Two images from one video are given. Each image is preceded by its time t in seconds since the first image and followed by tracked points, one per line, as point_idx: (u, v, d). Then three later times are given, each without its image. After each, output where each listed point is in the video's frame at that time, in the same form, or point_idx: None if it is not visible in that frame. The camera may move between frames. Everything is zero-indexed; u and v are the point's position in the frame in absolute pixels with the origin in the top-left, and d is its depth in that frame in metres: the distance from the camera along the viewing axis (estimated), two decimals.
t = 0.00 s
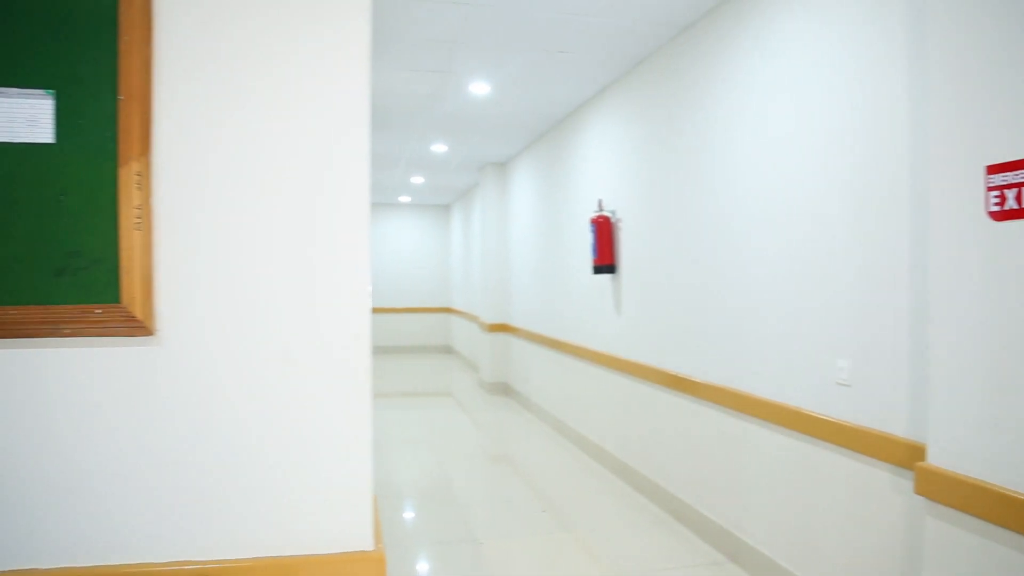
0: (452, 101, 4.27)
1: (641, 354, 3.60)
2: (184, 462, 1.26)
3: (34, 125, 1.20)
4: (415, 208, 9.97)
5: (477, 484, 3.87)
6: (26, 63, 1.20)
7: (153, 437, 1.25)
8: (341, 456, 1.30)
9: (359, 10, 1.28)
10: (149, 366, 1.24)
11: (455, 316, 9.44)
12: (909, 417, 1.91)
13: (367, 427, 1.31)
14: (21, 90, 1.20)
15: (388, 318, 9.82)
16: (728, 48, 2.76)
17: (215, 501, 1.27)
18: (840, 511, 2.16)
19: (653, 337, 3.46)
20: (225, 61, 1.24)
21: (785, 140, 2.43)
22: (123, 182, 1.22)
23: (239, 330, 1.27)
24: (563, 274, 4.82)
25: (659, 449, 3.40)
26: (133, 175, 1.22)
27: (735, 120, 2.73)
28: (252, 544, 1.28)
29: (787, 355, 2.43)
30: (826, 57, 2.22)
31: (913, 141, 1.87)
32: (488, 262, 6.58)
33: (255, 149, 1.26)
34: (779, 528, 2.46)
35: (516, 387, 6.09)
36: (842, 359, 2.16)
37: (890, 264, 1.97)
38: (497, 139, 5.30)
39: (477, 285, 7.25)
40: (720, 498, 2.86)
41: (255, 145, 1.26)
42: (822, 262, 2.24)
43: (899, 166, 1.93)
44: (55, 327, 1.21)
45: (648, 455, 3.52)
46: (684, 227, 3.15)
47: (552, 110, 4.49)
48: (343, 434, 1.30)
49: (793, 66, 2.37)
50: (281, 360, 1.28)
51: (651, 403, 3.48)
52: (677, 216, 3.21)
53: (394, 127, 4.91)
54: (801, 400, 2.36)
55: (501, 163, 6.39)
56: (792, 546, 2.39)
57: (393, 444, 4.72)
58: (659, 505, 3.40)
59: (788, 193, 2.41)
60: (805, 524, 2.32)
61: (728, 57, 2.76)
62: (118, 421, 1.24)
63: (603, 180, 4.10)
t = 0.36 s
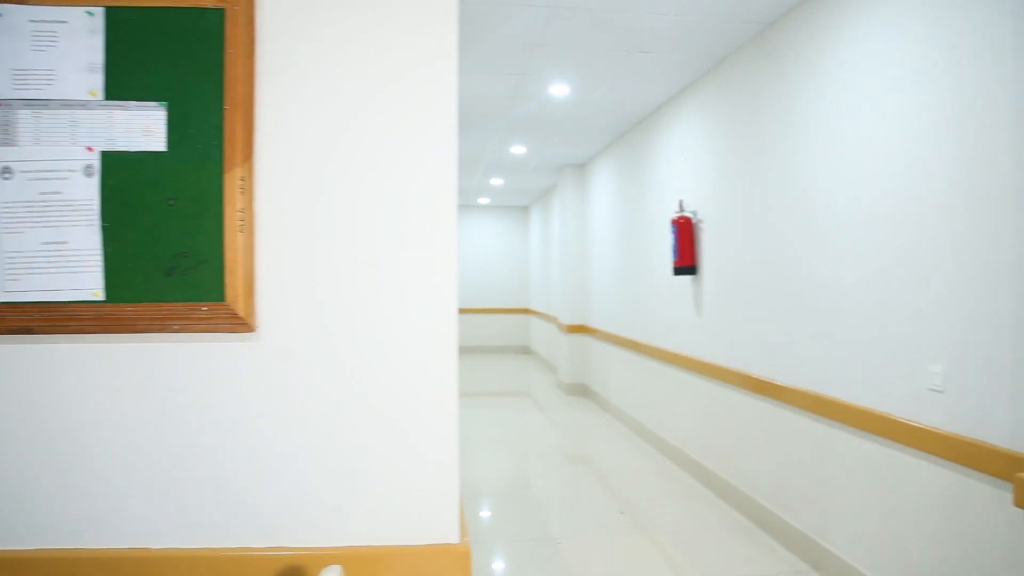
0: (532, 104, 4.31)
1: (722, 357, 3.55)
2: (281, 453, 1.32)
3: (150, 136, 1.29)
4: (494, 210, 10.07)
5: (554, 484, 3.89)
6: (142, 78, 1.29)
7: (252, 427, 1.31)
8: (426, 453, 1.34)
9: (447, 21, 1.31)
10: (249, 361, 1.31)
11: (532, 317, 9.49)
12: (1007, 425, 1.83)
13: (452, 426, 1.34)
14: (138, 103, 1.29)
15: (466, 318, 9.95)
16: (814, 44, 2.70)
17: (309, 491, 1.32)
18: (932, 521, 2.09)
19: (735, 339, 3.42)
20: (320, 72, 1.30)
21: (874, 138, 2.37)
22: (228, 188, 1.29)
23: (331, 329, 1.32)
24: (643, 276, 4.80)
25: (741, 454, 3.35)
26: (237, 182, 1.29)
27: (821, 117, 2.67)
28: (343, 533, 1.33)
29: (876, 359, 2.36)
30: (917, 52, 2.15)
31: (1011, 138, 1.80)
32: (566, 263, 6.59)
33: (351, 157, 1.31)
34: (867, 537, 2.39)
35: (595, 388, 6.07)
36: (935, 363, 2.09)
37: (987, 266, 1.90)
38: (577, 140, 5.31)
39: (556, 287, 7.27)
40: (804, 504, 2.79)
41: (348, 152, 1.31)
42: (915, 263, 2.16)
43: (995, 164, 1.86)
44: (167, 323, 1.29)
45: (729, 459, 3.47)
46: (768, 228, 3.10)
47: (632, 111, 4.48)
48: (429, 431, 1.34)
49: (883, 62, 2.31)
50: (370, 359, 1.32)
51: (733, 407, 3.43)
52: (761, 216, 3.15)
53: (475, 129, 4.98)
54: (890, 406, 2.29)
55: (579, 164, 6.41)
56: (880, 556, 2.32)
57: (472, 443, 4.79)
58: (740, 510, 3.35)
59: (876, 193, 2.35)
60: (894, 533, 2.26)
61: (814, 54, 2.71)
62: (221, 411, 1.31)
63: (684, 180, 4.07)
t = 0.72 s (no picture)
0: (607, 105, 4.31)
1: (802, 360, 3.47)
2: (367, 446, 1.37)
3: (246, 142, 1.36)
4: (569, 210, 10.07)
5: (627, 486, 3.88)
6: (239, 88, 1.36)
7: (340, 421, 1.37)
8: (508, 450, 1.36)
9: (528, 26, 1.33)
10: (337, 357, 1.37)
11: (608, 318, 9.45)
12: None
13: (533, 425, 1.36)
14: (235, 111, 1.36)
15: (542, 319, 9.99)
16: (897, 39, 2.62)
17: (391, 484, 1.37)
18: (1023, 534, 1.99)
19: (815, 342, 3.33)
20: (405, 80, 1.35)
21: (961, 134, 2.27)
22: (319, 191, 1.35)
23: (416, 327, 1.36)
24: (720, 277, 4.73)
25: (820, 460, 3.26)
26: (327, 185, 1.35)
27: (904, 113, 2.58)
28: (426, 526, 1.37)
29: (963, 364, 2.27)
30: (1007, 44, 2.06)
31: None
32: (642, 264, 6.55)
33: (436, 161, 1.35)
34: (953, 549, 2.30)
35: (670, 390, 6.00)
36: None
37: None
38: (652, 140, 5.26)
39: (631, 287, 7.22)
40: (886, 513, 2.71)
41: (433, 155, 1.35)
42: (1006, 265, 2.07)
43: None
44: (261, 320, 1.36)
45: (808, 465, 3.39)
46: (849, 228, 3.01)
47: (709, 110, 4.42)
48: (510, 429, 1.36)
49: (970, 55, 2.22)
50: (454, 358, 1.36)
51: (812, 412, 3.35)
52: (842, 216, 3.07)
53: (550, 131, 5.02)
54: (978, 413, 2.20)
55: (655, 164, 6.35)
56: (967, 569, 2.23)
57: (546, 442, 4.82)
58: (819, 517, 3.26)
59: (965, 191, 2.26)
60: (981, 546, 2.16)
61: (897, 48, 2.62)
62: (312, 405, 1.37)
63: (763, 180, 3.99)
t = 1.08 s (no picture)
0: (682, 105, 4.28)
1: (883, 366, 3.37)
2: (446, 443, 1.40)
3: (333, 147, 1.41)
4: (642, 212, 9.99)
5: (698, 490, 3.83)
6: (327, 95, 1.42)
7: (420, 418, 1.41)
8: (585, 450, 1.37)
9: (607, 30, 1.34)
10: (419, 356, 1.40)
11: (681, 320, 9.33)
12: None
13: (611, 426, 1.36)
14: (323, 118, 1.42)
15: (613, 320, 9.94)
16: (985, 32, 2.52)
17: (467, 480, 1.40)
18: None
19: (898, 347, 3.23)
20: (486, 85, 1.37)
21: None
22: (403, 193, 1.39)
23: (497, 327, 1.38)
24: (798, 279, 4.62)
25: (901, 468, 3.16)
26: (412, 188, 1.38)
27: (992, 110, 2.48)
28: (503, 523, 1.39)
29: None
30: None
31: None
32: (716, 266, 6.45)
33: (518, 166, 1.37)
34: None
35: (745, 395, 5.89)
36: None
37: None
38: (728, 140, 5.18)
39: (705, 289, 7.12)
40: (971, 525, 2.60)
41: (515, 158, 1.37)
42: None
43: None
44: (347, 319, 1.41)
45: (889, 474, 3.28)
46: (934, 229, 2.91)
47: (787, 109, 4.32)
48: (587, 430, 1.37)
49: None
50: (533, 358, 1.38)
51: (894, 419, 3.24)
52: (926, 218, 2.96)
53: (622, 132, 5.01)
54: None
55: (731, 164, 6.25)
56: None
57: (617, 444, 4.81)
58: (899, 528, 3.15)
59: None
60: None
61: (986, 42, 2.52)
62: (393, 401, 1.41)
63: (843, 180, 3.89)
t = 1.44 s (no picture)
0: (751, 105, 4.22)
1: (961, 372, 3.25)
2: (516, 441, 1.42)
3: (410, 149, 1.45)
4: (709, 213, 9.85)
5: (764, 495, 3.77)
6: (404, 98, 1.46)
7: (491, 415, 1.43)
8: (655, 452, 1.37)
9: (681, 32, 1.34)
10: (491, 354, 1.43)
11: (748, 323, 9.17)
12: None
13: (682, 429, 1.36)
14: (401, 120, 1.46)
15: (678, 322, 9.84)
16: None
17: (537, 478, 1.41)
18: None
19: (977, 353, 3.11)
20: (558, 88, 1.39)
21: None
22: (478, 194, 1.41)
23: (568, 327, 1.40)
24: (871, 283, 4.50)
25: (979, 480, 3.04)
26: (486, 189, 1.41)
27: None
28: (572, 522, 1.40)
29: None
30: None
31: None
32: (785, 268, 6.32)
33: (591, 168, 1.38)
34: None
35: (814, 400, 5.76)
36: None
37: None
38: (799, 140, 5.08)
39: (773, 291, 6.98)
40: None
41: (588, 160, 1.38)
42: None
43: None
44: (422, 318, 1.44)
45: (966, 484, 3.17)
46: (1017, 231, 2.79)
47: (861, 107, 4.22)
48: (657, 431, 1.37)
49: None
50: (604, 358, 1.38)
51: (972, 427, 3.13)
52: (1009, 220, 2.85)
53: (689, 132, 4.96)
54: None
55: (801, 164, 6.12)
56: None
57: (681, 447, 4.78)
58: (976, 541, 3.04)
59: None
60: None
61: None
62: (465, 399, 1.44)
63: (919, 180, 3.77)
